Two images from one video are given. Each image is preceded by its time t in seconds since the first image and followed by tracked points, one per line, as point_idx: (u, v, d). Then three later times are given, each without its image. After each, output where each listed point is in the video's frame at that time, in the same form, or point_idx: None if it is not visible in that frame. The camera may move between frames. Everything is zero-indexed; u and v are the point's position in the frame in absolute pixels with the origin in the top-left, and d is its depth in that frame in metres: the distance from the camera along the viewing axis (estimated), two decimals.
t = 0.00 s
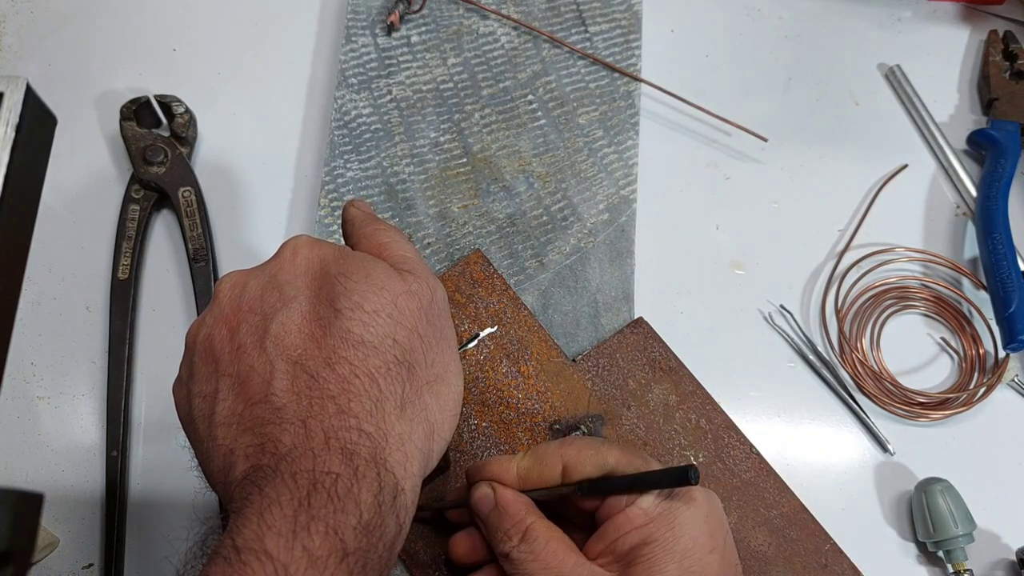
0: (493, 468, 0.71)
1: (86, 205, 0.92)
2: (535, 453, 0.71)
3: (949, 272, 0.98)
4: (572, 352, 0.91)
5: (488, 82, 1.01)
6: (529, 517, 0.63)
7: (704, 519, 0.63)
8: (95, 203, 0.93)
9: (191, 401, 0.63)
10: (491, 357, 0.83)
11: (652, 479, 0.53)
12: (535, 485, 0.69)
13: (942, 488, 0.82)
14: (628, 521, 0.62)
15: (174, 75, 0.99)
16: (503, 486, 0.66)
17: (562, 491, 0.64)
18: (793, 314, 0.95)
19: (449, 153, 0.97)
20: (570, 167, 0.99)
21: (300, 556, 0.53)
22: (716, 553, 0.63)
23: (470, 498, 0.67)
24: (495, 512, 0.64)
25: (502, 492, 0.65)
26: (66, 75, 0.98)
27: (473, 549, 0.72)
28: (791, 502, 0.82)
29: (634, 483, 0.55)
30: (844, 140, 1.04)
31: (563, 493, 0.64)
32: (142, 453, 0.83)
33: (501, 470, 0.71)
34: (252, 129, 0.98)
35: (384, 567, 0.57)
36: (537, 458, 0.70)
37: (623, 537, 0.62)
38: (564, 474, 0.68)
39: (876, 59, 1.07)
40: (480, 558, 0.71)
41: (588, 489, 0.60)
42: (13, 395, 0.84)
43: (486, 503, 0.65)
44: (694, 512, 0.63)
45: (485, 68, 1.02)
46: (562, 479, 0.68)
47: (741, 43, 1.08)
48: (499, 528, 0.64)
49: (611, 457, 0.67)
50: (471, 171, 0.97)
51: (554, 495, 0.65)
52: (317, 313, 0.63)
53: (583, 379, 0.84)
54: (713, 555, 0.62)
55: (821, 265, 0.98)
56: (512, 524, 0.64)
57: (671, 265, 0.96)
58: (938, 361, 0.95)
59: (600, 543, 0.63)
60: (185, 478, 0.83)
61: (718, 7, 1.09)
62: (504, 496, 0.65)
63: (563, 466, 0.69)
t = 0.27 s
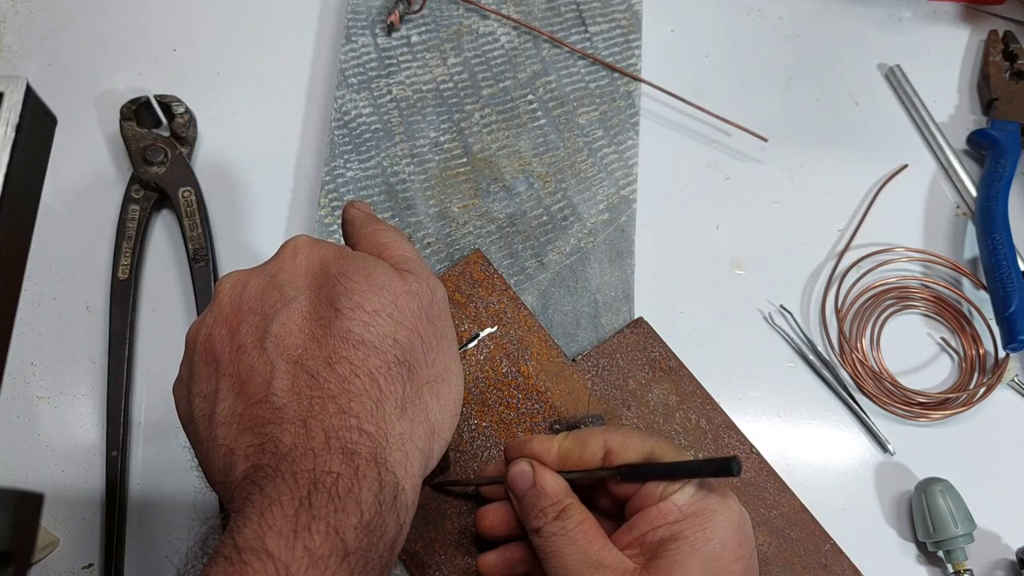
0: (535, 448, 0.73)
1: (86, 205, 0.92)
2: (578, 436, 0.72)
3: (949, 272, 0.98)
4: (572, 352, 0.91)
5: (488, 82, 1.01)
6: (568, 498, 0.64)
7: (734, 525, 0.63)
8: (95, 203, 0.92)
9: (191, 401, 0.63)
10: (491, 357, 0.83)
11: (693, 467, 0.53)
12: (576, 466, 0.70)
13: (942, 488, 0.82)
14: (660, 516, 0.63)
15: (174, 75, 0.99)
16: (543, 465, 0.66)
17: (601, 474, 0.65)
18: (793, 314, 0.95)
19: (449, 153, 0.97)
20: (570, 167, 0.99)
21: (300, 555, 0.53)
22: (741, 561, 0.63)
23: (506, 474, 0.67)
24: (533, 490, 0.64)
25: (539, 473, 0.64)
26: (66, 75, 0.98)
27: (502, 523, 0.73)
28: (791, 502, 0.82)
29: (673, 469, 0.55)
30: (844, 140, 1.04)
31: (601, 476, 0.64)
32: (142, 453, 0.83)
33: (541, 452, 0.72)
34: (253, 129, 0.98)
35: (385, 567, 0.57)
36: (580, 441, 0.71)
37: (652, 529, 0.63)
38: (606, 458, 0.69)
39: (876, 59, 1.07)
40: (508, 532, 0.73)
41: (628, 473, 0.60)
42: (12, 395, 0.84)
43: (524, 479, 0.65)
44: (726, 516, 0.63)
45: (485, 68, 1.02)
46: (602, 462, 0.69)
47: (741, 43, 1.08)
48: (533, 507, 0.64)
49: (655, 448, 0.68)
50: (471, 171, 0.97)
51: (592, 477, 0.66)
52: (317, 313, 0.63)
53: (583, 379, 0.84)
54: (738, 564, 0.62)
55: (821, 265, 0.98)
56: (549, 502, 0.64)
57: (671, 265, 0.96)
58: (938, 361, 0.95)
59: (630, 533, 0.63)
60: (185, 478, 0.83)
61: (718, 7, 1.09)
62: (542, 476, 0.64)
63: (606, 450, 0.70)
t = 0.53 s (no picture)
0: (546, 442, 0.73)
1: (86, 205, 0.92)
2: (591, 430, 0.72)
3: (949, 272, 0.98)
4: (572, 352, 0.91)
5: (488, 82, 1.01)
6: (578, 493, 0.64)
7: (741, 528, 0.63)
8: (95, 203, 0.93)
9: (191, 400, 0.63)
10: (491, 357, 0.83)
11: (707, 462, 0.54)
12: (587, 460, 0.71)
13: (942, 488, 0.82)
14: (666, 514, 0.62)
15: (174, 75, 0.99)
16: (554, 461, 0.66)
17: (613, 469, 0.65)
18: (793, 314, 0.95)
19: (449, 153, 0.97)
20: (570, 167, 0.99)
21: (300, 555, 0.53)
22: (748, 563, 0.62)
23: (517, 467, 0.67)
24: (543, 484, 0.65)
25: (551, 468, 0.65)
26: (67, 75, 0.98)
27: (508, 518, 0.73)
28: (791, 502, 0.82)
29: (689, 462, 0.57)
30: (844, 140, 1.04)
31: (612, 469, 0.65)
32: (142, 453, 0.83)
33: (552, 445, 0.73)
34: (253, 129, 0.98)
35: (384, 567, 0.57)
36: (592, 434, 0.72)
37: (657, 528, 0.62)
38: (617, 451, 0.69)
39: (876, 59, 1.07)
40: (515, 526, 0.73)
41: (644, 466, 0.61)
42: (12, 395, 0.84)
43: (536, 473, 0.65)
44: (733, 518, 0.62)
45: (485, 68, 1.02)
46: (614, 456, 0.70)
47: (742, 42, 1.08)
48: (543, 503, 0.65)
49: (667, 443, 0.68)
50: (471, 171, 0.97)
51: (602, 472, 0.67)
52: (317, 313, 0.63)
53: (583, 379, 0.84)
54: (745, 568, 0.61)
55: (821, 265, 0.98)
56: (561, 497, 0.64)
57: (670, 265, 0.96)
58: (938, 361, 0.95)
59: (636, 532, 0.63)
60: (185, 478, 0.83)
61: (718, 7, 1.09)
62: (553, 472, 0.65)
63: (618, 444, 0.70)
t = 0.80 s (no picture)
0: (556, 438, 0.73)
1: (86, 205, 0.92)
2: (601, 427, 0.73)
3: (949, 272, 0.98)
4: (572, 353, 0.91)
5: (488, 82, 1.01)
6: (585, 492, 0.64)
7: (744, 533, 0.63)
8: (95, 203, 0.93)
9: (191, 400, 0.63)
10: (491, 357, 0.83)
11: (717, 459, 0.55)
12: (595, 456, 0.71)
13: (942, 488, 0.82)
14: (670, 514, 0.62)
15: (174, 75, 0.99)
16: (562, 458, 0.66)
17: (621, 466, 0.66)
18: (793, 314, 0.95)
19: (449, 153, 0.97)
20: (570, 167, 0.99)
21: (300, 555, 0.53)
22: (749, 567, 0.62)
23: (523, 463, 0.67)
24: (551, 483, 0.65)
25: (559, 466, 0.65)
26: (67, 75, 0.98)
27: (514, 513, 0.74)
28: (791, 502, 0.82)
29: (697, 458, 0.58)
30: (844, 140, 1.04)
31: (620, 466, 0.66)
32: (142, 453, 0.83)
33: (562, 441, 0.73)
34: (253, 129, 0.98)
35: (384, 566, 0.58)
36: (601, 431, 0.72)
37: (661, 527, 0.63)
38: (626, 448, 0.70)
39: (876, 59, 1.07)
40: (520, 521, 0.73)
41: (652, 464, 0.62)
42: (12, 395, 0.84)
43: (544, 471, 0.65)
44: (736, 522, 0.62)
45: (484, 68, 1.02)
46: (622, 452, 0.70)
47: (741, 42, 1.08)
48: (550, 500, 0.65)
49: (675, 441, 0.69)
50: (471, 171, 0.97)
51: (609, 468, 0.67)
52: (317, 313, 0.63)
53: (583, 379, 0.84)
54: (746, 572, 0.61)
55: (821, 265, 0.98)
56: (569, 496, 0.64)
57: (670, 265, 0.96)
58: (938, 361, 0.95)
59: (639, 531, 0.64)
60: (185, 478, 0.83)
61: (718, 7, 1.09)
62: (561, 470, 0.65)
63: (626, 441, 0.70)
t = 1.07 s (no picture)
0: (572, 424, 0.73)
1: (86, 205, 0.92)
2: (617, 414, 0.73)
3: (949, 272, 0.98)
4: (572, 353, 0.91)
5: (488, 82, 1.01)
6: (602, 479, 0.64)
7: (755, 529, 0.63)
8: (95, 203, 0.92)
9: (190, 400, 0.63)
10: (491, 357, 0.83)
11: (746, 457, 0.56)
12: (610, 442, 0.71)
13: (942, 488, 0.82)
14: (685, 507, 0.63)
15: (174, 75, 0.99)
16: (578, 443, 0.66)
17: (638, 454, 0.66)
18: (793, 314, 0.95)
19: (449, 153, 0.97)
20: (570, 167, 0.99)
21: (299, 554, 0.53)
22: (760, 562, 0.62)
23: (538, 445, 0.67)
24: (568, 465, 0.65)
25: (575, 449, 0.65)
26: (66, 75, 0.98)
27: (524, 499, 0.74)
28: (791, 502, 0.82)
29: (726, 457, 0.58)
30: (844, 140, 1.04)
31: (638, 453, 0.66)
32: (142, 453, 0.83)
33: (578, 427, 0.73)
34: (253, 129, 0.98)
35: (384, 566, 0.58)
36: (620, 419, 0.72)
37: (674, 520, 0.63)
38: (643, 438, 0.70)
39: (876, 59, 1.07)
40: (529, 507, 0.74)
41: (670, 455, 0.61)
42: (12, 395, 0.84)
43: (560, 454, 0.65)
44: (748, 516, 0.63)
45: (484, 68, 1.02)
46: (637, 441, 0.70)
47: (741, 42, 1.08)
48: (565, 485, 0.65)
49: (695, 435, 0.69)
50: (471, 170, 0.97)
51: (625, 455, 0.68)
52: (316, 312, 0.63)
53: (583, 379, 0.84)
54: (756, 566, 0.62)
55: (821, 264, 0.98)
56: (585, 481, 0.64)
57: (670, 265, 0.96)
58: (937, 361, 0.95)
59: (652, 522, 0.64)
60: (185, 478, 0.83)
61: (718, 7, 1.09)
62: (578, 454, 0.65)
63: (644, 430, 0.70)
